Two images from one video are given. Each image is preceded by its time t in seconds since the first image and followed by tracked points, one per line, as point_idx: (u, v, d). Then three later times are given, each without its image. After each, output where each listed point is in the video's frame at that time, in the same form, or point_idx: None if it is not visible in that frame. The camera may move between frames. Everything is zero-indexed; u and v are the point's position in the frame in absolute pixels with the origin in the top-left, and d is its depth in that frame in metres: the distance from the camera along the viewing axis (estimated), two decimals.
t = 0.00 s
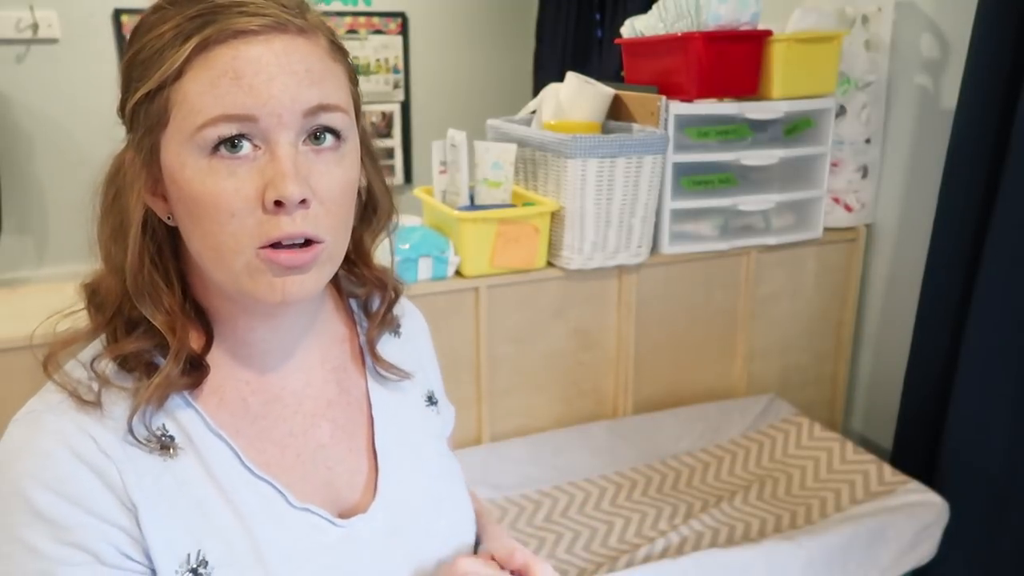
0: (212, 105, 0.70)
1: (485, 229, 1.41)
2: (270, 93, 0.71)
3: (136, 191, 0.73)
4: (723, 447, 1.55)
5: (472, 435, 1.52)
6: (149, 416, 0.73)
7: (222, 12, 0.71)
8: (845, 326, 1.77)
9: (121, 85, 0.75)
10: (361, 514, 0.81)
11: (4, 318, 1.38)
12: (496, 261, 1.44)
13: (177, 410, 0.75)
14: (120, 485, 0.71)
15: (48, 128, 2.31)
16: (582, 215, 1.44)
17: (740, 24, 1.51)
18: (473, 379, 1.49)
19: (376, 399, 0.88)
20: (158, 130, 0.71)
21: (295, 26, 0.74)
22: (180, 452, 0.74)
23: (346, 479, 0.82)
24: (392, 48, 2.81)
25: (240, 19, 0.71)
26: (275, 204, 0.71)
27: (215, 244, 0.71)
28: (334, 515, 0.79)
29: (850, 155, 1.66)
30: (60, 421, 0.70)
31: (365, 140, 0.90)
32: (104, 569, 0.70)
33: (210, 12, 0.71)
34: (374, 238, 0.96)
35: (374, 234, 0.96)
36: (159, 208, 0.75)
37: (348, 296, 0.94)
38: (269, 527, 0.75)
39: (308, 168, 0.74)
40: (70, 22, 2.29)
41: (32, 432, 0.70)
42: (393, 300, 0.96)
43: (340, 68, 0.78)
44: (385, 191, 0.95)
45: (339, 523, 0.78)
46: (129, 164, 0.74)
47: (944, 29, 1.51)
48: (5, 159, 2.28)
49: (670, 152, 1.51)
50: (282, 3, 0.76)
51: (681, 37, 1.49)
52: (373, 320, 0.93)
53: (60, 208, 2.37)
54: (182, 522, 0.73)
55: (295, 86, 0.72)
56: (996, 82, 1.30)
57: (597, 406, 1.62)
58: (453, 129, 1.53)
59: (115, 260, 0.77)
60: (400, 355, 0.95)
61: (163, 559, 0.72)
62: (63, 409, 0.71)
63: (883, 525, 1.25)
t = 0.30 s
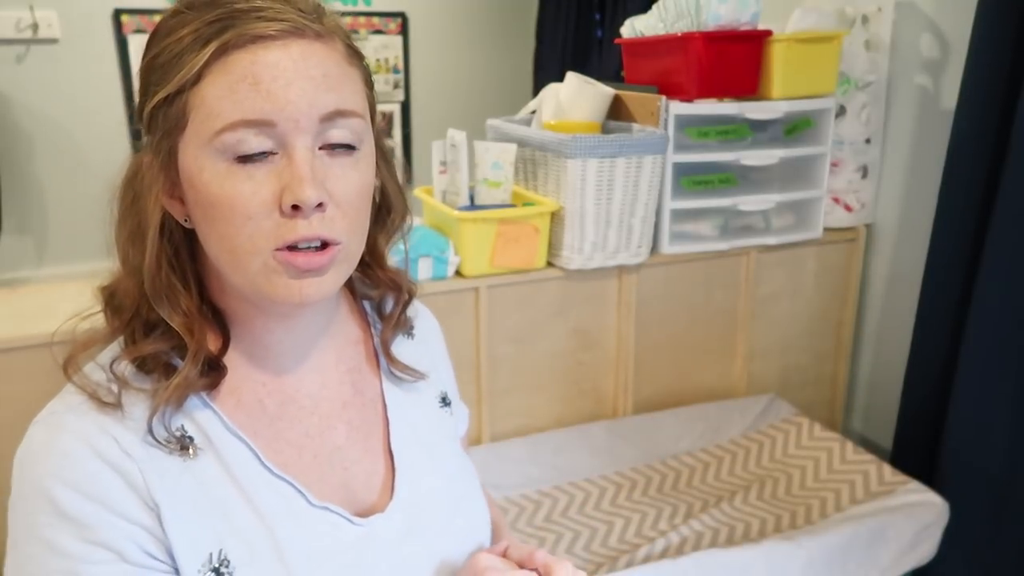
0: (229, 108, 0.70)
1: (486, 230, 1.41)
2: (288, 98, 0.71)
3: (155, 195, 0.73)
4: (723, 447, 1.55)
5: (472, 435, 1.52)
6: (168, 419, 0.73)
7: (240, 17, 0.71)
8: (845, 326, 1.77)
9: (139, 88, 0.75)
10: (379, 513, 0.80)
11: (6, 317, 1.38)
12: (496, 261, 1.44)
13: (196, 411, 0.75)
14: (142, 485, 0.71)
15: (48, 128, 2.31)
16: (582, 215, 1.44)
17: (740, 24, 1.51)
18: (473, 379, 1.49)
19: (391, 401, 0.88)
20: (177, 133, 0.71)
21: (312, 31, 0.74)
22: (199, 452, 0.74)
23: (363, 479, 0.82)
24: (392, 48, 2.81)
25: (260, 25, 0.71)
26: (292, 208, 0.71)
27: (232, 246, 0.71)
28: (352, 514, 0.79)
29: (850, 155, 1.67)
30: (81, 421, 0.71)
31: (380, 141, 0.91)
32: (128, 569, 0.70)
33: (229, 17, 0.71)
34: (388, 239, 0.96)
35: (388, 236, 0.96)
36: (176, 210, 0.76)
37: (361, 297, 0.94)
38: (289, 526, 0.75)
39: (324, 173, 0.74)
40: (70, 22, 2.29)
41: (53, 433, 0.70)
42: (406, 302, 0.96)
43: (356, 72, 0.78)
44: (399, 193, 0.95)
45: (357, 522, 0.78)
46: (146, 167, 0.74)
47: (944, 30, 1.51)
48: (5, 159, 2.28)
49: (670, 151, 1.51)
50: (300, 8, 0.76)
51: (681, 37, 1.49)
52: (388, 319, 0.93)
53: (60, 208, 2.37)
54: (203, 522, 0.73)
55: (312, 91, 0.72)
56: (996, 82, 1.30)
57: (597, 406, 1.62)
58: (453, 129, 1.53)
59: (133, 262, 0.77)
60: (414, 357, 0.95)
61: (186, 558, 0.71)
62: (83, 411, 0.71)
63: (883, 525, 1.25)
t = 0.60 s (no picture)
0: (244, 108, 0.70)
1: (486, 230, 1.41)
2: (302, 97, 0.71)
3: (172, 199, 0.73)
4: (723, 447, 1.55)
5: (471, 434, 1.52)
6: (191, 422, 0.73)
7: (252, 16, 0.71)
8: (845, 326, 1.76)
9: (154, 92, 0.75)
10: (399, 510, 0.81)
11: (7, 317, 1.38)
12: (496, 261, 1.44)
13: (217, 413, 0.75)
14: (167, 487, 0.70)
15: (48, 128, 2.31)
16: (582, 215, 1.44)
17: (740, 24, 1.51)
18: (473, 379, 1.49)
19: (405, 401, 0.88)
20: (194, 136, 0.71)
21: (324, 29, 0.74)
22: (222, 453, 0.74)
23: (380, 476, 0.82)
24: (392, 48, 2.81)
25: (273, 25, 0.71)
26: (309, 206, 0.71)
27: (250, 246, 0.71)
28: (372, 511, 0.79)
29: (850, 155, 1.67)
30: (105, 423, 0.70)
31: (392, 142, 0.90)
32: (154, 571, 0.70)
33: (242, 18, 0.71)
34: (401, 237, 0.96)
35: (401, 234, 0.96)
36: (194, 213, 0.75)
37: (373, 297, 0.95)
38: (312, 526, 0.75)
39: (340, 170, 0.74)
40: (70, 22, 2.29)
41: (76, 436, 0.69)
42: (420, 300, 0.96)
43: (368, 70, 0.79)
44: (411, 191, 0.95)
45: (378, 519, 0.78)
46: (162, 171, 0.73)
47: (944, 30, 1.51)
48: (5, 159, 2.28)
49: (670, 151, 1.51)
50: (311, 7, 0.76)
51: (681, 37, 1.49)
52: (400, 319, 0.94)
53: (60, 208, 2.37)
54: (228, 522, 0.72)
55: (324, 89, 0.72)
56: (995, 82, 1.30)
57: (597, 406, 1.62)
58: (453, 129, 1.53)
59: (150, 266, 0.77)
60: (426, 355, 0.96)
61: (213, 558, 0.71)
62: (106, 414, 0.71)
63: (883, 525, 1.25)
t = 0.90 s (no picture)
0: (250, 103, 0.70)
1: (484, 231, 1.41)
2: (309, 90, 0.71)
3: (182, 201, 0.73)
4: (723, 447, 1.55)
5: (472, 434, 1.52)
6: (208, 422, 0.73)
7: (257, 11, 0.71)
8: (845, 326, 1.76)
9: (160, 96, 0.75)
10: (410, 502, 0.82)
11: (6, 317, 1.38)
12: (495, 261, 1.44)
13: (236, 412, 0.75)
14: (188, 488, 0.70)
15: (48, 128, 2.32)
16: (581, 215, 1.44)
17: (740, 24, 1.51)
18: (473, 379, 1.49)
19: (415, 397, 0.89)
20: (204, 135, 0.71)
21: (329, 22, 0.74)
22: (242, 452, 0.74)
23: (393, 469, 0.83)
24: (392, 48, 2.81)
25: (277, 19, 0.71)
26: (320, 197, 0.70)
27: (262, 244, 0.71)
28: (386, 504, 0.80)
29: (850, 155, 1.66)
30: (125, 428, 0.69)
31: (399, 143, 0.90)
32: None
33: (245, 13, 0.71)
34: (407, 237, 0.96)
35: (407, 234, 0.96)
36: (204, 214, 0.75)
37: (376, 296, 0.94)
38: (330, 518, 0.76)
39: (350, 162, 0.73)
40: (70, 22, 2.29)
41: (95, 441, 0.68)
42: (423, 298, 0.97)
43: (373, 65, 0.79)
44: (418, 191, 0.95)
45: (392, 513, 0.79)
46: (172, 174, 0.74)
47: (944, 30, 1.51)
48: (5, 159, 2.28)
49: (670, 152, 1.51)
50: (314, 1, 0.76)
51: (681, 37, 1.49)
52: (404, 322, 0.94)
53: (60, 208, 2.37)
54: (252, 521, 0.72)
55: (331, 82, 0.72)
56: (996, 82, 1.29)
57: (598, 405, 1.62)
58: (453, 129, 1.53)
59: (160, 268, 0.76)
60: (429, 353, 0.97)
61: (236, 558, 0.71)
62: (123, 417, 0.70)
63: (883, 525, 1.25)
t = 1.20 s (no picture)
0: (250, 105, 0.69)
1: (484, 231, 1.41)
2: (307, 93, 0.71)
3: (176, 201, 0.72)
4: (723, 447, 1.55)
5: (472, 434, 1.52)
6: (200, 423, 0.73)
7: (255, 14, 0.71)
8: (845, 326, 1.77)
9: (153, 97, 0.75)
10: (413, 494, 0.81)
11: (7, 318, 1.38)
12: (495, 261, 1.43)
13: (228, 412, 0.74)
14: (177, 497, 0.69)
15: (48, 128, 2.31)
16: (582, 214, 1.44)
17: (740, 24, 1.51)
18: (473, 379, 1.49)
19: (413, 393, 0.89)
20: (199, 138, 0.71)
21: (327, 26, 0.75)
22: (235, 453, 0.73)
23: (395, 467, 0.82)
24: (392, 48, 2.81)
25: (275, 23, 0.71)
26: (316, 202, 0.70)
27: (260, 246, 0.71)
28: (389, 496, 0.80)
29: (850, 155, 1.67)
30: (111, 438, 0.69)
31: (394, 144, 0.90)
32: None
33: (244, 16, 0.71)
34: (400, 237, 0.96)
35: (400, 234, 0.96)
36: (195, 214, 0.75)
37: (368, 296, 0.94)
38: (335, 513, 0.75)
39: (346, 166, 0.74)
40: (70, 22, 2.29)
41: (81, 450, 0.68)
42: (417, 298, 0.97)
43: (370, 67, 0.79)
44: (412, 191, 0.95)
45: (395, 504, 0.78)
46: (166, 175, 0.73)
47: (944, 30, 1.51)
48: (5, 159, 2.28)
49: (669, 152, 1.51)
50: (312, 4, 0.76)
51: (681, 37, 1.49)
52: (398, 321, 0.94)
53: (60, 208, 2.37)
54: (247, 521, 0.72)
55: (331, 85, 0.72)
56: (996, 82, 1.30)
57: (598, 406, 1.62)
58: (454, 129, 1.53)
59: (152, 269, 0.76)
60: (423, 352, 0.97)
61: (233, 561, 0.71)
62: (109, 424, 0.70)
63: (884, 525, 1.25)
